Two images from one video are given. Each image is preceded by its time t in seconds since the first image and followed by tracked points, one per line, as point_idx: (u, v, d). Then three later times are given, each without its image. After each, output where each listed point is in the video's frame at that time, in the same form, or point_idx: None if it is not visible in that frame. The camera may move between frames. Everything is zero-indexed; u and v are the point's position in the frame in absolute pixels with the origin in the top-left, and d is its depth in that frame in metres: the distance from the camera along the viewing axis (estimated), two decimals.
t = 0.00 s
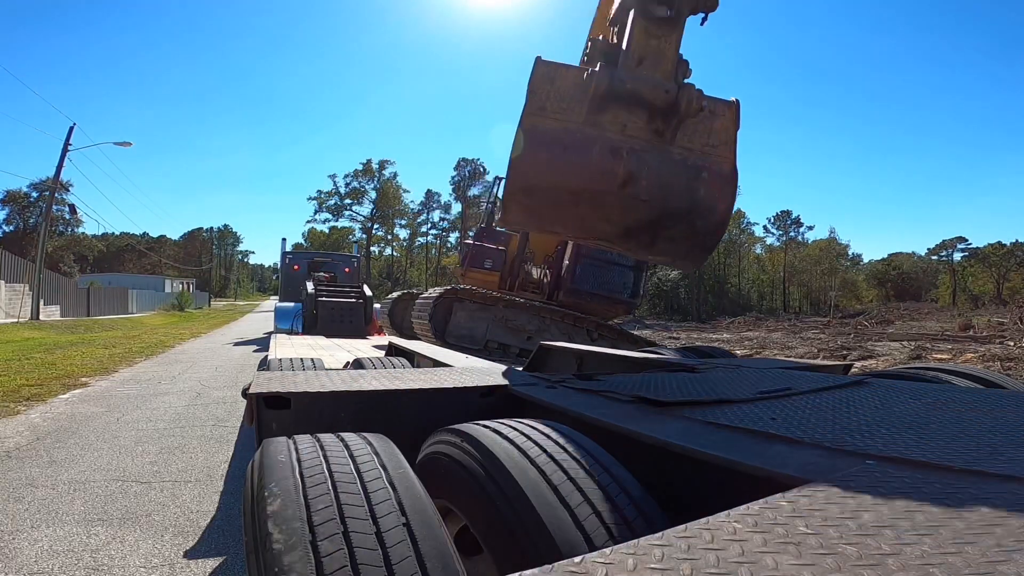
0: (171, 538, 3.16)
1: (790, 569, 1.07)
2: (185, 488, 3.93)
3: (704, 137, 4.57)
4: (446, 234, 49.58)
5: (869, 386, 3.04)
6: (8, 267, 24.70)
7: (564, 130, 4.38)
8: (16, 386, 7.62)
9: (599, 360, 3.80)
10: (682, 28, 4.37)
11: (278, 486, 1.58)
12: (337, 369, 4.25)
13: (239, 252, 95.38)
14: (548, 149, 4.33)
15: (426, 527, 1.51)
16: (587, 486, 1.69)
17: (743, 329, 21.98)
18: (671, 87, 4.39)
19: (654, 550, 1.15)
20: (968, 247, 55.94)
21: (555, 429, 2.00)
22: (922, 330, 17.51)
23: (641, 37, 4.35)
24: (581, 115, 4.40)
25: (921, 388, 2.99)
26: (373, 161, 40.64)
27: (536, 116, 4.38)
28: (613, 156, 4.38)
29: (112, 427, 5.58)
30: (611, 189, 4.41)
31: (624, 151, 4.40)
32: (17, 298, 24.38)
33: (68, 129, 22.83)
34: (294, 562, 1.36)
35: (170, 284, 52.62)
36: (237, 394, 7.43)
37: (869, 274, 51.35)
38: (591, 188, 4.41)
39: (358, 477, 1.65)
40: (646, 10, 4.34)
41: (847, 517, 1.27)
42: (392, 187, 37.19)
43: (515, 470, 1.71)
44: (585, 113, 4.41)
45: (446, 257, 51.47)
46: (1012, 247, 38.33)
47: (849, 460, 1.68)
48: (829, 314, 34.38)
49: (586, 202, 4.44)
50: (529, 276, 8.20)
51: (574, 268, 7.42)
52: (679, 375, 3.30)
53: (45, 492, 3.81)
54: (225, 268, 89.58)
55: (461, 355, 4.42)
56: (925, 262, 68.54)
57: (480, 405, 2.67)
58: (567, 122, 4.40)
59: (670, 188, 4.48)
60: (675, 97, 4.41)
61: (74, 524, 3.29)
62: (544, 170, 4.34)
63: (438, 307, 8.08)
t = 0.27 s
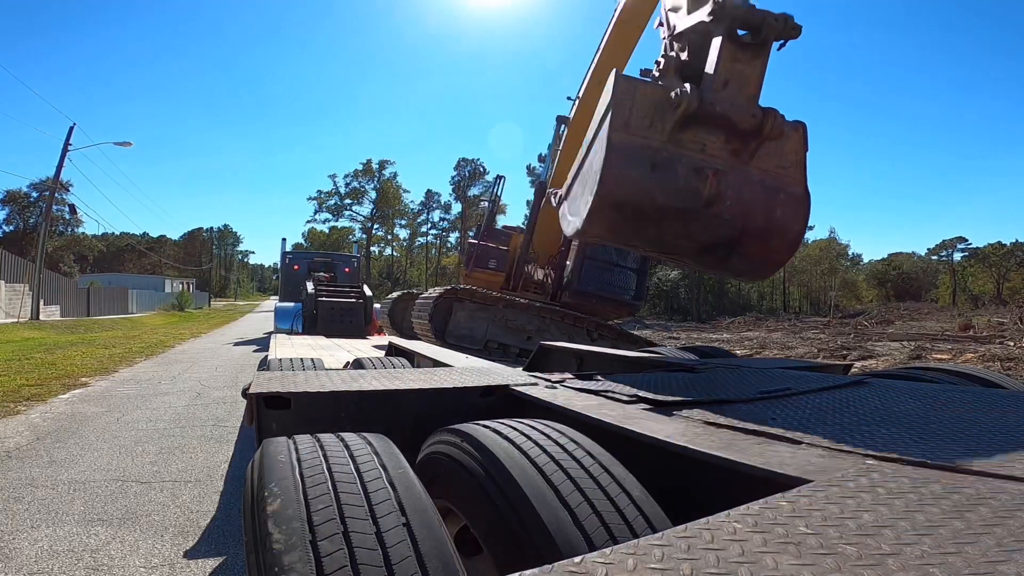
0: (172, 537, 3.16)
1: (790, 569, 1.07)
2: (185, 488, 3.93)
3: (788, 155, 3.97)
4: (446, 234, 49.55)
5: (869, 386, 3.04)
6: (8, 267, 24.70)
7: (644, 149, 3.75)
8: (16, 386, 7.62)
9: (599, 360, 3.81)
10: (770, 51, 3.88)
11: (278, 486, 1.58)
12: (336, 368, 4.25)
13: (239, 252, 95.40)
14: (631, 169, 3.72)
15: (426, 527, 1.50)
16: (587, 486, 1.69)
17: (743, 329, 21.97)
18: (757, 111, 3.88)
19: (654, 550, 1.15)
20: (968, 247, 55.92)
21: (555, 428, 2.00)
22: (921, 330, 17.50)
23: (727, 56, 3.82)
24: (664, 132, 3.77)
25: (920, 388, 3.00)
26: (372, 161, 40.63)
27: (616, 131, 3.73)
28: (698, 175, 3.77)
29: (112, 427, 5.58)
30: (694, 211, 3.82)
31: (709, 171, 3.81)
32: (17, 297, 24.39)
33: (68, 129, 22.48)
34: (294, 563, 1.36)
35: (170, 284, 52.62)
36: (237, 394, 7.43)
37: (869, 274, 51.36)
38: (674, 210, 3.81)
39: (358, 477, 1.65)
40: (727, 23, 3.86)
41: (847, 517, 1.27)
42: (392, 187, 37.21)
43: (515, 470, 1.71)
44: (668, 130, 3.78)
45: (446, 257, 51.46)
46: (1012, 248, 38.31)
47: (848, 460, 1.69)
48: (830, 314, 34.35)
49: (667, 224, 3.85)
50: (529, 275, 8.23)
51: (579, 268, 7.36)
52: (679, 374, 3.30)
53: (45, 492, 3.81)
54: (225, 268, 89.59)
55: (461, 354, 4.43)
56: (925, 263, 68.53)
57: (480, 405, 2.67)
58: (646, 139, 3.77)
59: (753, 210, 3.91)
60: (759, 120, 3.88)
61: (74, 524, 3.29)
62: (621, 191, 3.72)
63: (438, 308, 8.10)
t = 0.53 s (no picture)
0: (172, 537, 3.16)
1: (791, 569, 1.07)
2: (184, 488, 3.93)
3: (852, 176, 4.02)
4: (446, 234, 49.53)
5: (869, 386, 3.04)
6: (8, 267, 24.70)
7: (724, 168, 3.76)
8: (17, 386, 7.62)
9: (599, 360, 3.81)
10: (844, 78, 3.91)
11: (278, 486, 1.58)
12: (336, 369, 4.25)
13: (239, 252, 95.40)
14: (712, 187, 3.72)
15: (426, 527, 1.50)
16: (587, 486, 1.69)
17: (743, 329, 21.98)
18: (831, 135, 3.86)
19: (654, 550, 1.15)
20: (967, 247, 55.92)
21: (555, 428, 2.00)
22: (921, 330, 17.52)
23: (803, 81, 3.84)
24: (740, 151, 3.78)
25: (920, 388, 3.00)
26: (372, 161, 40.62)
27: (696, 149, 3.72)
28: (774, 195, 3.81)
29: (112, 427, 5.58)
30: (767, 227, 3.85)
31: (784, 191, 3.84)
32: (17, 297, 24.40)
33: (68, 128, 22.34)
34: (294, 562, 1.36)
35: (170, 284, 52.63)
36: (237, 394, 7.43)
37: (869, 274, 51.37)
38: (748, 226, 3.85)
39: (358, 477, 1.66)
40: (803, 48, 3.87)
41: (847, 517, 1.27)
42: (392, 187, 37.22)
43: (515, 470, 1.71)
44: (746, 151, 3.79)
45: (446, 257, 51.45)
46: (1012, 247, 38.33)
47: (849, 460, 1.68)
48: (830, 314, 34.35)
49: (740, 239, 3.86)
50: (529, 275, 8.22)
51: (584, 271, 7.24)
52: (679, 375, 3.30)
53: (44, 492, 3.81)
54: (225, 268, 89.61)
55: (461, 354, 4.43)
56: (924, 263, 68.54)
57: (480, 405, 2.67)
58: (725, 158, 3.78)
59: (822, 228, 3.95)
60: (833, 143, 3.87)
61: (74, 524, 3.29)
62: (701, 208, 3.72)
63: (438, 308, 8.10)
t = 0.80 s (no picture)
0: (172, 537, 3.16)
1: (790, 569, 1.07)
2: (184, 488, 3.93)
3: (901, 201, 4.33)
4: (446, 234, 49.51)
5: (869, 386, 3.04)
6: (8, 267, 24.70)
7: (797, 195, 4.07)
8: (17, 386, 7.62)
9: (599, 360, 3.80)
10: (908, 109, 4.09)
11: (278, 486, 1.58)
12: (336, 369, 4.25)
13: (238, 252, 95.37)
14: (785, 212, 4.02)
15: (427, 528, 1.50)
16: (587, 486, 1.69)
17: (743, 329, 21.99)
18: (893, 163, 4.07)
19: (654, 550, 1.15)
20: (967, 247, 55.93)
21: (555, 428, 2.00)
22: (920, 330, 17.53)
23: (870, 110, 4.02)
24: (806, 178, 4.09)
25: (920, 388, 3.00)
26: (372, 161, 40.61)
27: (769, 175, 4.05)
28: (839, 219, 4.05)
29: (112, 427, 5.58)
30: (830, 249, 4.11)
31: (848, 216, 4.11)
32: (17, 298, 24.39)
33: (68, 128, 22.36)
34: (294, 563, 1.36)
35: (170, 284, 52.63)
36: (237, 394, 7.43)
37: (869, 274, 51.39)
38: (814, 247, 4.10)
39: (358, 477, 1.66)
40: (872, 81, 4.00)
41: (847, 518, 1.27)
42: (392, 187, 37.22)
43: (515, 470, 1.71)
44: (815, 178, 4.09)
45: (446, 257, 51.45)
46: (1012, 247, 38.34)
47: (849, 460, 1.68)
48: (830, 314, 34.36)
49: (805, 260, 4.12)
50: (530, 275, 8.19)
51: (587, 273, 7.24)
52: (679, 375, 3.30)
53: (44, 492, 3.81)
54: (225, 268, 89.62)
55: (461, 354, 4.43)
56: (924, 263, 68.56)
57: (480, 405, 2.67)
58: (796, 185, 4.09)
59: (878, 251, 4.20)
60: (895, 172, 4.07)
61: (74, 524, 3.29)
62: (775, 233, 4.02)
63: (438, 308, 8.10)
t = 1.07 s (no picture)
0: (172, 537, 3.16)
1: (790, 569, 1.07)
2: (184, 488, 3.93)
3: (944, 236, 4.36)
4: (446, 234, 49.47)
5: (869, 386, 3.03)
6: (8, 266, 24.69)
7: (862, 227, 4.08)
8: (16, 386, 7.61)
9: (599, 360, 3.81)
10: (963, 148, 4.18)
11: (278, 486, 1.58)
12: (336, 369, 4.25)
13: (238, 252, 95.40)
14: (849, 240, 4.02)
15: (426, 528, 1.50)
16: (587, 486, 1.69)
17: (743, 329, 21.96)
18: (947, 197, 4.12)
19: (654, 550, 1.15)
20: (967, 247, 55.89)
21: (555, 429, 2.00)
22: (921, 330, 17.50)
23: (936, 146, 4.07)
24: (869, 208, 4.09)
25: (920, 388, 3.00)
26: (372, 162, 40.57)
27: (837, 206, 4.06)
28: (896, 249, 4.04)
29: (112, 427, 5.58)
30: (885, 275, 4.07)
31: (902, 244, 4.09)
32: (17, 298, 24.38)
33: (69, 128, 21.88)
34: (294, 563, 1.36)
35: (170, 284, 52.62)
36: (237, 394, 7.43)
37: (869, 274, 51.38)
38: (869, 273, 4.05)
39: (358, 477, 1.66)
40: (936, 118, 4.07)
41: (847, 517, 1.27)
42: (392, 187, 37.19)
43: (515, 470, 1.71)
44: (875, 211, 4.12)
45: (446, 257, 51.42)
46: (1012, 247, 38.30)
47: (849, 460, 1.68)
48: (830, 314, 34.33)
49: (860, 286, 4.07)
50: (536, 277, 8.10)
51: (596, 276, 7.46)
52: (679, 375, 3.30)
53: (44, 492, 3.81)
54: (225, 268, 89.65)
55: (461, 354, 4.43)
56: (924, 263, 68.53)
57: (480, 405, 2.67)
58: (859, 217, 4.11)
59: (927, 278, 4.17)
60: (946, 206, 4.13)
61: (74, 524, 3.29)
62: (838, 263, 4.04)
63: (438, 308, 8.09)
